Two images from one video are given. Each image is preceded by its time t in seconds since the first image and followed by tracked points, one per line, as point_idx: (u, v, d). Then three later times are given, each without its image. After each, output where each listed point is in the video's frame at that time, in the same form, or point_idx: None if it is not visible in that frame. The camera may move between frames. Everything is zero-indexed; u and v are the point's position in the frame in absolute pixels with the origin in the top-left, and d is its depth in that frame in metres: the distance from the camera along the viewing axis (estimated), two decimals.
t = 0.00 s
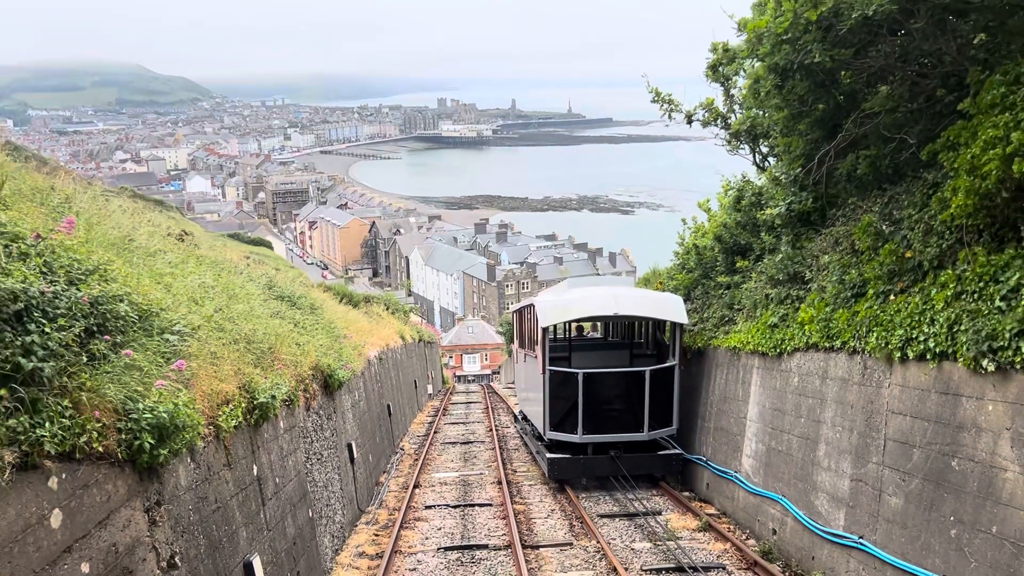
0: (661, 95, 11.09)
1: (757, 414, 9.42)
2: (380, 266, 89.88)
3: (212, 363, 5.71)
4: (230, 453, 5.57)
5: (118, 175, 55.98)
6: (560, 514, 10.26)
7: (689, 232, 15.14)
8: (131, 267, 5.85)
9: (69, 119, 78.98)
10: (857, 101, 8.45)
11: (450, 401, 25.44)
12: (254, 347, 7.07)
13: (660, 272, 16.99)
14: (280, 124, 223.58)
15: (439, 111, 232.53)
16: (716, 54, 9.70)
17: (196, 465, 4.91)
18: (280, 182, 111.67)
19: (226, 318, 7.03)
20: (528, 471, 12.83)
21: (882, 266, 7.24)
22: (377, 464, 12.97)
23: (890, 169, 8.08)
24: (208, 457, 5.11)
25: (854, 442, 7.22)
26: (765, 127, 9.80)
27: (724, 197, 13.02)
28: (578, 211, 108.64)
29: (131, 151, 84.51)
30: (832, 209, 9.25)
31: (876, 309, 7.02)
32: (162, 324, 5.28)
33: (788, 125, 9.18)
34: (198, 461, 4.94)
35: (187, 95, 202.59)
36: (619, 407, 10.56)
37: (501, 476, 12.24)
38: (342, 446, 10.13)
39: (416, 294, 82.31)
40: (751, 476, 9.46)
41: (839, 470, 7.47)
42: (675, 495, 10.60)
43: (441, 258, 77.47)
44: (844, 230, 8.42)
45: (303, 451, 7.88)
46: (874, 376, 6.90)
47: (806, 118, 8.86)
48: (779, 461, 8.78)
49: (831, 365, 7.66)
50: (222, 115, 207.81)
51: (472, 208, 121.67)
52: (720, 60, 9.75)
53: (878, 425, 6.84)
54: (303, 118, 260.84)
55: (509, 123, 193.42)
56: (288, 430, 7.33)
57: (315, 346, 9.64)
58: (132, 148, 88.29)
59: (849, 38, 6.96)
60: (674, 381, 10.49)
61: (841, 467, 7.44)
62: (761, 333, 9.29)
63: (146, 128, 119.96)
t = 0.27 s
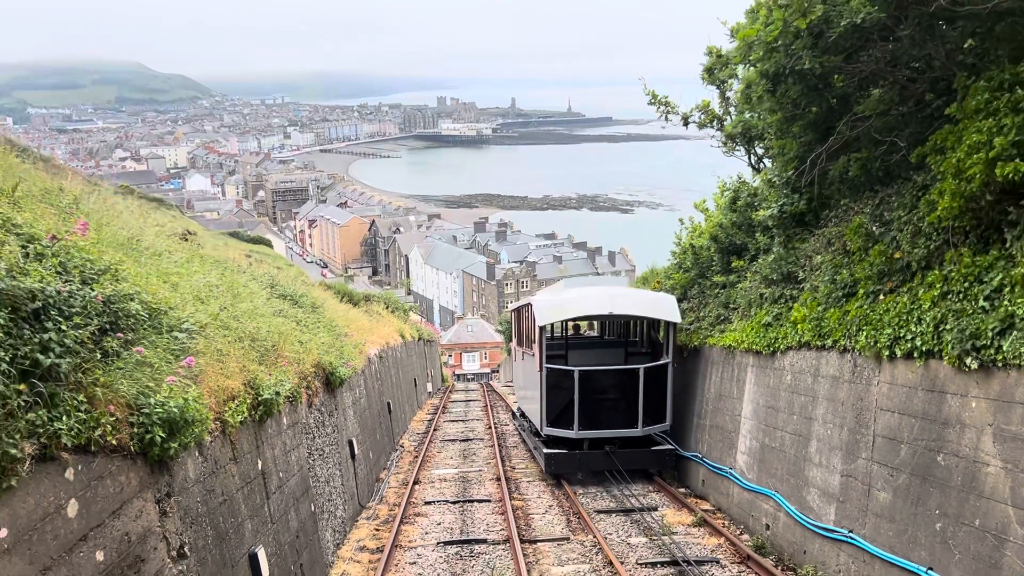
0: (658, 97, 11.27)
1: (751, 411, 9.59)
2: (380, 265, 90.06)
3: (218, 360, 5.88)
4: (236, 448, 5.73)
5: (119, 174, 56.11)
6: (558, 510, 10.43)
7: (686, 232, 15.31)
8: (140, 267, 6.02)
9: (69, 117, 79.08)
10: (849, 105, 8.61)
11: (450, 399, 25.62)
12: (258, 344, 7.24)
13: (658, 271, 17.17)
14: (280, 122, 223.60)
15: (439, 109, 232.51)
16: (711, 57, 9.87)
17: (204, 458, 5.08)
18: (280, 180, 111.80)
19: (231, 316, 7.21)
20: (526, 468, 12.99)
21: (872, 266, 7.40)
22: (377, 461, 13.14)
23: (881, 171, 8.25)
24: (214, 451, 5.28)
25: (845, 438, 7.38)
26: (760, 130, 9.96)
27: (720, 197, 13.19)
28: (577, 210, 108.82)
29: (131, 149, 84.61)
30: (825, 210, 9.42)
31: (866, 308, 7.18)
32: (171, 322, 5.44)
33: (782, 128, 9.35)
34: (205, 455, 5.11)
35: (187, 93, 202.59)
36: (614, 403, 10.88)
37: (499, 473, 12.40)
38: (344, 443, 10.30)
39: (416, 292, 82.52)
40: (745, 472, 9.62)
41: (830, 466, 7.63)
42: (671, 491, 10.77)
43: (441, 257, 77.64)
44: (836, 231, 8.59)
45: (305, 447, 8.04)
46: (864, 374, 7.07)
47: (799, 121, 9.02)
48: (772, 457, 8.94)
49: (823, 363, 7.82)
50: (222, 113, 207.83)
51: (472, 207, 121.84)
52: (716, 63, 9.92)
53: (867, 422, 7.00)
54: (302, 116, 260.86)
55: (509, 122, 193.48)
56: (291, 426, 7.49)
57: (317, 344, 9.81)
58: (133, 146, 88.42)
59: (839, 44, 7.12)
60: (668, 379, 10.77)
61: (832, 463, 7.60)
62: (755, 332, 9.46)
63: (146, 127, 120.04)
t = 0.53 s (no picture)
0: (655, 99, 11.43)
1: (746, 409, 9.73)
2: (379, 264, 90.21)
3: (224, 358, 6.03)
4: (240, 444, 5.87)
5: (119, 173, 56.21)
6: (555, 507, 10.57)
7: (683, 232, 15.47)
8: (148, 267, 6.17)
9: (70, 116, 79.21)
10: (843, 108, 8.76)
11: (449, 398, 25.79)
12: (261, 343, 7.38)
13: (656, 271, 17.33)
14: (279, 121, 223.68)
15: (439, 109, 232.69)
16: (707, 60, 10.03)
17: (210, 453, 5.22)
18: (279, 179, 111.91)
19: (235, 315, 7.35)
20: (524, 466, 13.13)
21: (864, 267, 7.55)
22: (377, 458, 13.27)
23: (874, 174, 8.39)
24: (220, 446, 5.42)
25: (836, 436, 7.52)
26: (755, 132, 10.12)
27: (716, 198, 13.35)
28: (577, 209, 109.04)
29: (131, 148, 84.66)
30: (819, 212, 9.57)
31: (857, 308, 7.33)
32: (178, 320, 5.59)
33: (776, 130, 9.50)
34: (211, 449, 5.25)
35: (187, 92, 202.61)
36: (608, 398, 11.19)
37: (498, 470, 12.54)
38: (344, 440, 10.44)
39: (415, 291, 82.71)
40: (740, 470, 9.76)
41: (822, 463, 7.77)
42: (667, 488, 10.91)
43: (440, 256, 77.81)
44: (829, 231, 8.74)
45: (307, 443, 8.18)
46: (855, 372, 7.21)
47: (793, 124, 9.17)
48: (766, 454, 9.08)
49: (816, 361, 7.97)
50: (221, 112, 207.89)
51: (471, 206, 122.02)
52: (712, 66, 10.08)
53: (858, 419, 7.14)
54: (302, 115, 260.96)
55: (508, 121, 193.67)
56: (293, 423, 7.63)
57: (319, 342, 9.95)
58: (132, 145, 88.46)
59: (831, 50, 7.28)
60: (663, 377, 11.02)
61: (824, 460, 7.74)
62: (750, 331, 9.60)
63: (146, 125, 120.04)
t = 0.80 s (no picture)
0: (651, 102, 11.62)
1: (740, 407, 9.91)
2: (378, 263, 90.41)
3: (231, 355, 6.23)
4: (246, 439, 6.06)
5: (118, 172, 56.32)
6: (552, 503, 10.76)
7: (680, 233, 15.66)
8: (156, 267, 6.36)
9: (69, 116, 79.34)
10: (834, 112, 8.94)
11: (448, 396, 25.98)
12: (266, 341, 7.57)
13: (653, 271, 17.51)
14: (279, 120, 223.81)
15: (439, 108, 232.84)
16: (702, 65, 10.22)
17: (217, 447, 5.42)
18: (279, 178, 112.03)
19: (240, 314, 7.55)
20: (522, 463, 13.31)
21: (853, 267, 7.73)
22: (377, 455, 13.45)
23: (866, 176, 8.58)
24: (227, 441, 5.61)
25: (826, 432, 7.71)
26: (748, 135, 10.31)
27: (712, 199, 13.54)
28: (576, 208, 109.19)
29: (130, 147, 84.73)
30: (812, 213, 9.76)
31: (847, 308, 7.52)
32: (186, 319, 5.80)
33: (769, 133, 9.69)
34: (218, 444, 5.44)
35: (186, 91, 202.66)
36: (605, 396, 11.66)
37: (496, 467, 12.72)
38: (345, 437, 10.62)
39: (415, 291, 82.91)
40: (734, 466, 9.94)
41: (812, 459, 7.95)
42: (663, 485, 11.10)
43: (439, 255, 77.99)
44: (821, 233, 8.92)
45: (309, 439, 8.36)
46: (844, 370, 7.40)
47: (786, 127, 9.36)
48: (759, 451, 9.26)
49: (807, 360, 8.15)
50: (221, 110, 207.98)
51: (471, 206, 122.18)
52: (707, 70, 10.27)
53: (847, 416, 7.32)
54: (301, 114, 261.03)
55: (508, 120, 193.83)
56: (295, 419, 7.81)
57: (321, 341, 10.14)
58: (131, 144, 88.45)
59: (821, 57, 7.47)
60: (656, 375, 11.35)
61: (814, 456, 7.92)
62: (744, 331, 9.79)
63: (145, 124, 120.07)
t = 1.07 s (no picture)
0: (649, 104, 11.80)
1: (735, 405, 10.07)
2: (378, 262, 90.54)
3: (237, 353, 6.40)
4: (251, 435, 6.22)
5: (118, 171, 56.46)
6: (551, 499, 10.91)
7: (677, 233, 15.82)
8: (165, 267, 6.54)
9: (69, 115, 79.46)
10: (827, 115, 9.09)
11: (448, 395, 26.13)
12: (270, 339, 7.74)
13: (651, 271, 17.66)
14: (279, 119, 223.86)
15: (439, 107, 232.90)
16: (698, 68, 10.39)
17: (224, 442, 5.58)
18: (279, 177, 112.13)
19: (245, 314, 7.72)
20: (521, 460, 13.47)
21: (844, 268, 7.89)
22: (378, 453, 13.61)
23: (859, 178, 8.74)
24: (233, 436, 5.77)
25: (818, 429, 7.86)
26: (744, 137, 10.46)
27: (709, 200, 13.70)
28: (576, 208, 109.35)
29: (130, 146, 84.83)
30: (806, 214, 9.92)
31: (838, 307, 7.68)
32: (193, 318, 5.97)
33: (764, 136, 9.86)
34: (225, 439, 5.61)
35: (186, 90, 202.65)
36: (601, 395, 11.96)
37: (496, 464, 12.88)
38: (347, 434, 10.78)
39: (414, 290, 83.06)
40: (729, 463, 10.10)
41: (805, 455, 8.11)
42: (659, 481, 11.25)
43: (439, 255, 78.14)
44: (815, 234, 9.08)
45: (311, 436, 8.51)
46: (835, 369, 7.56)
47: (780, 129, 9.51)
48: (753, 448, 9.42)
49: (800, 358, 8.32)
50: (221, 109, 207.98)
51: (470, 205, 122.32)
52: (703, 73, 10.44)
53: (838, 414, 7.48)
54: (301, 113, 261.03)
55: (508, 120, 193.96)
56: (298, 416, 7.97)
57: (323, 340, 10.30)
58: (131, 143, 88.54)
59: (813, 62, 7.62)
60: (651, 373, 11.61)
61: (806, 452, 8.08)
62: (739, 330, 9.95)
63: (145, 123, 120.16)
